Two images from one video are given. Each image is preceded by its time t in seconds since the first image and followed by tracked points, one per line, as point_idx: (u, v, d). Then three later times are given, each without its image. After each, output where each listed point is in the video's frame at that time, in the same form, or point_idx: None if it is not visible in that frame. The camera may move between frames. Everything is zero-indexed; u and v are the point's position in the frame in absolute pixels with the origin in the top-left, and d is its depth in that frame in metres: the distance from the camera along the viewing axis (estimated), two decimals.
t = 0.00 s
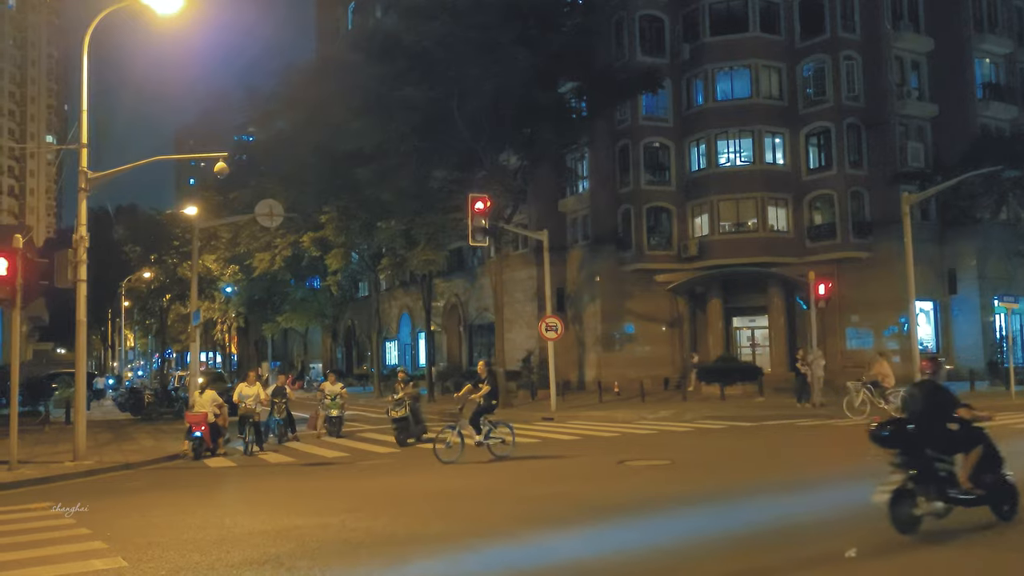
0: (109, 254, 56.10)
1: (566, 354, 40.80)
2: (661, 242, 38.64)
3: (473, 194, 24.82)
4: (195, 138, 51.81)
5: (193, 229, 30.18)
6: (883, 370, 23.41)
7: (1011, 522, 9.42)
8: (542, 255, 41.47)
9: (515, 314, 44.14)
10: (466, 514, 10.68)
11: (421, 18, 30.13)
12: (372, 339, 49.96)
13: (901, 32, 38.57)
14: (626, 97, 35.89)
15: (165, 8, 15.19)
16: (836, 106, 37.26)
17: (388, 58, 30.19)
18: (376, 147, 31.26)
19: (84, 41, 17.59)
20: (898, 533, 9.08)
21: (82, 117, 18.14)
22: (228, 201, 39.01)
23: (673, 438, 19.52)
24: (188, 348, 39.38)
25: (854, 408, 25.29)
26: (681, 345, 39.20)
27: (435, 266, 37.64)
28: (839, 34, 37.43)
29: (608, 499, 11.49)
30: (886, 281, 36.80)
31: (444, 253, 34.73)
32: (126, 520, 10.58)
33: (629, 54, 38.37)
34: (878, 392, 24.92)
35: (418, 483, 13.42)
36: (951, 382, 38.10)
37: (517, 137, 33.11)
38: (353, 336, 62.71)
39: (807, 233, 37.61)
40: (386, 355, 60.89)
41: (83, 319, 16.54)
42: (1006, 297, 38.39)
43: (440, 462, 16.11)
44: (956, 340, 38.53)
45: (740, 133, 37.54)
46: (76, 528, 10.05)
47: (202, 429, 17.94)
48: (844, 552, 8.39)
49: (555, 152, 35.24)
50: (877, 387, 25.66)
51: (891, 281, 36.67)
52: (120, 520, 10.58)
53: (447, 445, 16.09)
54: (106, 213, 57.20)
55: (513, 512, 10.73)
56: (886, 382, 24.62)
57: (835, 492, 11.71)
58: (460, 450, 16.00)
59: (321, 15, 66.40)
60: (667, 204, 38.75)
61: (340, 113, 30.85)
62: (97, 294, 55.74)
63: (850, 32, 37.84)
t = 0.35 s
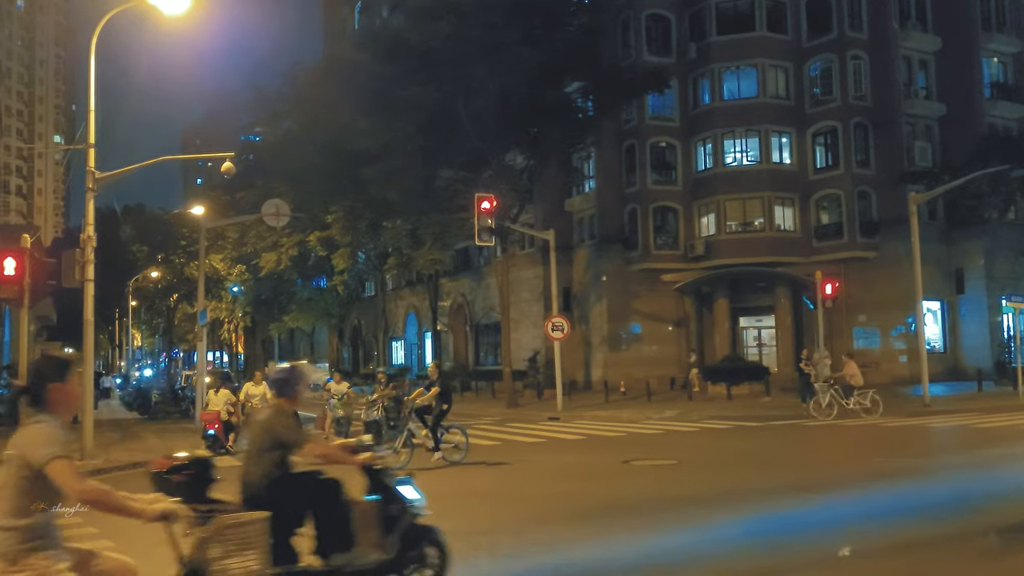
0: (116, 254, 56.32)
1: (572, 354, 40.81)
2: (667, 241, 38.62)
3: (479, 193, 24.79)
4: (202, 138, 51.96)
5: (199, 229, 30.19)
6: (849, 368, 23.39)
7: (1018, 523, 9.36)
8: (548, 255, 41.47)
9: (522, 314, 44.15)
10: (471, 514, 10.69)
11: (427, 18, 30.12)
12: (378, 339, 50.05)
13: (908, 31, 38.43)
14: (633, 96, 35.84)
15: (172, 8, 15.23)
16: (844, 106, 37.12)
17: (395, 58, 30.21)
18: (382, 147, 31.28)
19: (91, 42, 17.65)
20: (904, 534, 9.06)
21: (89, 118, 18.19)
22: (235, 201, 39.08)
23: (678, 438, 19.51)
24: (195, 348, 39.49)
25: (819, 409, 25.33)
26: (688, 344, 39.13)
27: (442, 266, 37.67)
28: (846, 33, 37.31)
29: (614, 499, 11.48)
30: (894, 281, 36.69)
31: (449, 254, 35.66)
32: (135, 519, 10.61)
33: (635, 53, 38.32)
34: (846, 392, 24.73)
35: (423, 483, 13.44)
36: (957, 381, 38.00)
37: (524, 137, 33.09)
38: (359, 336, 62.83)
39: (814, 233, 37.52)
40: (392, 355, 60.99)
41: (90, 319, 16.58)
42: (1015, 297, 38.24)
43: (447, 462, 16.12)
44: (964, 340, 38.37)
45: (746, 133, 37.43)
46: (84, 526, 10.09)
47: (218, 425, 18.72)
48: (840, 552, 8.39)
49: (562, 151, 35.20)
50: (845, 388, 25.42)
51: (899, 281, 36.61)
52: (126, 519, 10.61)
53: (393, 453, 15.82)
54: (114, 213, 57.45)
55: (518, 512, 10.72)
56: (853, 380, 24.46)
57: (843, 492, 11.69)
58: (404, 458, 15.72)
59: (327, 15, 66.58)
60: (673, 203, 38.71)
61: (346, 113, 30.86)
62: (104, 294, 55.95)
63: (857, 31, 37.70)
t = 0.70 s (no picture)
0: (123, 254, 56.50)
1: (578, 354, 40.82)
2: (673, 242, 38.57)
3: (485, 194, 24.77)
4: (209, 139, 52.10)
5: (206, 230, 30.21)
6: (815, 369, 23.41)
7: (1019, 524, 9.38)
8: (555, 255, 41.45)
9: (528, 314, 44.15)
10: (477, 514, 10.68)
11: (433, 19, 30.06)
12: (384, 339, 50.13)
13: (915, 32, 38.32)
14: (639, 97, 35.79)
15: (178, 9, 15.26)
16: (851, 106, 37.00)
17: (401, 58, 30.22)
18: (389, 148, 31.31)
19: (98, 44, 17.70)
20: (907, 535, 9.10)
21: (96, 119, 18.23)
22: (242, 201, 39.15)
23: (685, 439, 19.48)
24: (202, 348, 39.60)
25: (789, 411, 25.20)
26: (695, 345, 39.10)
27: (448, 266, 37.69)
28: (853, 33, 37.17)
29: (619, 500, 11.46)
30: (901, 282, 36.67)
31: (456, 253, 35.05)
32: (142, 519, 10.65)
33: (641, 54, 38.27)
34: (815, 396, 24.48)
35: (428, 483, 13.43)
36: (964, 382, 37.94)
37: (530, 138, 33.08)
38: (366, 336, 62.90)
39: (821, 233, 37.41)
40: (399, 355, 61.04)
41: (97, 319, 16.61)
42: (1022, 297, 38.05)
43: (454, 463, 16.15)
44: (971, 342, 38.32)
45: (753, 133, 37.37)
46: (90, 527, 10.12)
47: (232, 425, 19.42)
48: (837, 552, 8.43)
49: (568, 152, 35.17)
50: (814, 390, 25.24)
51: (907, 282, 36.48)
52: (132, 519, 10.62)
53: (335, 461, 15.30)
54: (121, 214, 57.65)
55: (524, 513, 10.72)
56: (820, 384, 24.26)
57: (850, 493, 11.64)
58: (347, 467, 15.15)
59: (333, 15, 66.72)
60: (680, 204, 38.66)
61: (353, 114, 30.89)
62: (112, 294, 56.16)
63: (864, 31, 37.57)
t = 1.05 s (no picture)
0: (130, 255, 56.64)
1: (584, 355, 40.83)
2: (679, 243, 38.54)
3: (491, 195, 24.80)
4: (215, 140, 52.23)
5: (213, 231, 30.23)
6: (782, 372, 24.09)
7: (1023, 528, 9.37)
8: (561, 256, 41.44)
9: (534, 315, 44.16)
10: (483, 514, 10.70)
11: (440, 20, 30.16)
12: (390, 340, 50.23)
13: (922, 32, 38.26)
14: (645, 98, 35.79)
15: (186, 10, 15.31)
16: (857, 106, 36.88)
17: (407, 59, 30.30)
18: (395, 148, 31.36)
19: (106, 44, 17.76)
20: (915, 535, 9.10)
21: (103, 120, 18.30)
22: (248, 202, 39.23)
23: (690, 440, 19.46)
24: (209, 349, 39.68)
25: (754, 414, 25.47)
26: (701, 346, 39.06)
27: (453, 267, 37.72)
28: (860, 33, 37.06)
29: (626, 500, 11.47)
30: (907, 282, 36.36)
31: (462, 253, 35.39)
32: (148, 519, 10.68)
33: (647, 54, 38.26)
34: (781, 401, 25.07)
35: (434, 483, 13.45)
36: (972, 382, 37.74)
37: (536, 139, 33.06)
38: (371, 337, 62.93)
39: (827, 234, 37.34)
40: (404, 356, 61.08)
41: (104, 319, 16.65)
42: None
43: (460, 464, 16.14)
44: (979, 342, 38.21)
45: (759, 134, 37.32)
46: (97, 526, 10.16)
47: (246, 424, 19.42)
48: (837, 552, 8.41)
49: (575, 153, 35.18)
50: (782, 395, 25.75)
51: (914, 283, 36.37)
52: (137, 519, 10.66)
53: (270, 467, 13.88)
54: (128, 215, 57.90)
55: (530, 513, 10.73)
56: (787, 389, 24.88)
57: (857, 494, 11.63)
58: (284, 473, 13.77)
59: (339, 16, 66.92)
60: (686, 204, 38.62)
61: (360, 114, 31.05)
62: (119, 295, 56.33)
63: (871, 31, 37.44)
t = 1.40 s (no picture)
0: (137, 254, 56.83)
1: (590, 354, 40.84)
2: (685, 242, 38.56)
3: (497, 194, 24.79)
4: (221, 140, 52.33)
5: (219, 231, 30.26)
6: (744, 371, 24.09)
7: None
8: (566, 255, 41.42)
9: (540, 314, 44.17)
10: (489, 514, 10.70)
11: (446, 19, 30.16)
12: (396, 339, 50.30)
13: (928, 31, 38.15)
14: (651, 97, 35.76)
15: (193, 11, 15.36)
16: (864, 105, 36.76)
17: (413, 59, 30.34)
18: (401, 148, 31.38)
19: (113, 44, 17.83)
20: (920, 535, 9.09)
21: (110, 120, 18.37)
22: (254, 202, 39.30)
23: (696, 439, 19.45)
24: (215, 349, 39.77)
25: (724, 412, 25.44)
26: (706, 346, 38.94)
27: (459, 266, 37.75)
28: (866, 32, 36.95)
29: (632, 500, 11.45)
30: (913, 282, 36.45)
31: (468, 253, 35.54)
32: (154, 518, 10.71)
33: (653, 54, 38.25)
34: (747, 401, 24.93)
35: (441, 483, 13.47)
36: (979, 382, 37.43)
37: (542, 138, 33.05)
38: (378, 336, 62.96)
39: (834, 233, 37.25)
40: (411, 355, 61.12)
41: (110, 319, 16.68)
42: None
43: (466, 463, 16.12)
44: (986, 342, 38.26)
45: (765, 133, 37.27)
46: (103, 526, 10.19)
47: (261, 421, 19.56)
48: (825, 553, 8.41)
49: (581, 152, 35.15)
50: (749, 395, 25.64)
51: (921, 283, 36.28)
52: (144, 518, 10.70)
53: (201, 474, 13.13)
54: (134, 215, 58.10)
55: (537, 512, 10.73)
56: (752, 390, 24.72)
57: (864, 494, 11.61)
58: (215, 482, 13.02)
59: (345, 16, 67.02)
60: (692, 204, 38.60)
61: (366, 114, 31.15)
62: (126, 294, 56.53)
63: (877, 30, 37.34)
